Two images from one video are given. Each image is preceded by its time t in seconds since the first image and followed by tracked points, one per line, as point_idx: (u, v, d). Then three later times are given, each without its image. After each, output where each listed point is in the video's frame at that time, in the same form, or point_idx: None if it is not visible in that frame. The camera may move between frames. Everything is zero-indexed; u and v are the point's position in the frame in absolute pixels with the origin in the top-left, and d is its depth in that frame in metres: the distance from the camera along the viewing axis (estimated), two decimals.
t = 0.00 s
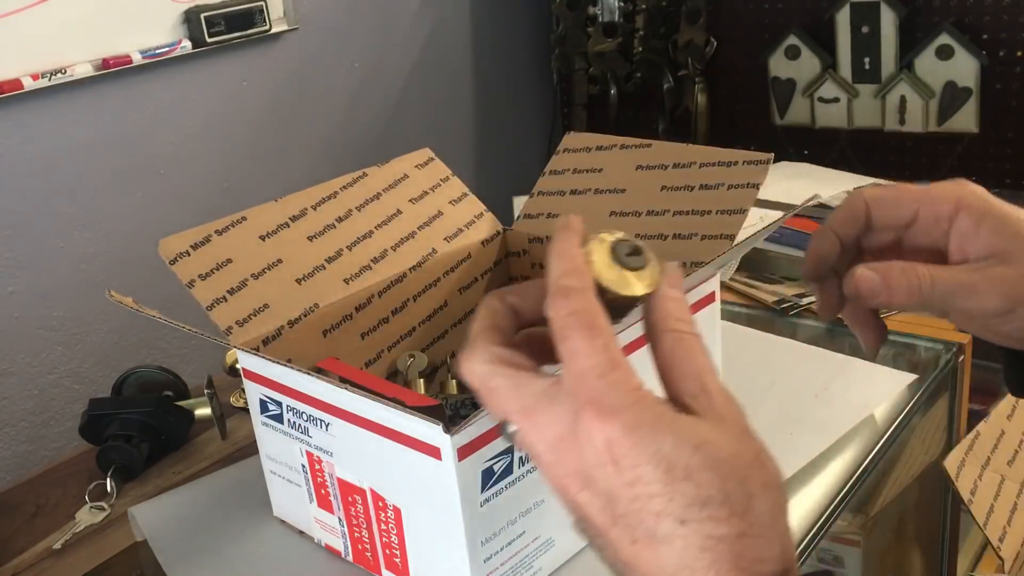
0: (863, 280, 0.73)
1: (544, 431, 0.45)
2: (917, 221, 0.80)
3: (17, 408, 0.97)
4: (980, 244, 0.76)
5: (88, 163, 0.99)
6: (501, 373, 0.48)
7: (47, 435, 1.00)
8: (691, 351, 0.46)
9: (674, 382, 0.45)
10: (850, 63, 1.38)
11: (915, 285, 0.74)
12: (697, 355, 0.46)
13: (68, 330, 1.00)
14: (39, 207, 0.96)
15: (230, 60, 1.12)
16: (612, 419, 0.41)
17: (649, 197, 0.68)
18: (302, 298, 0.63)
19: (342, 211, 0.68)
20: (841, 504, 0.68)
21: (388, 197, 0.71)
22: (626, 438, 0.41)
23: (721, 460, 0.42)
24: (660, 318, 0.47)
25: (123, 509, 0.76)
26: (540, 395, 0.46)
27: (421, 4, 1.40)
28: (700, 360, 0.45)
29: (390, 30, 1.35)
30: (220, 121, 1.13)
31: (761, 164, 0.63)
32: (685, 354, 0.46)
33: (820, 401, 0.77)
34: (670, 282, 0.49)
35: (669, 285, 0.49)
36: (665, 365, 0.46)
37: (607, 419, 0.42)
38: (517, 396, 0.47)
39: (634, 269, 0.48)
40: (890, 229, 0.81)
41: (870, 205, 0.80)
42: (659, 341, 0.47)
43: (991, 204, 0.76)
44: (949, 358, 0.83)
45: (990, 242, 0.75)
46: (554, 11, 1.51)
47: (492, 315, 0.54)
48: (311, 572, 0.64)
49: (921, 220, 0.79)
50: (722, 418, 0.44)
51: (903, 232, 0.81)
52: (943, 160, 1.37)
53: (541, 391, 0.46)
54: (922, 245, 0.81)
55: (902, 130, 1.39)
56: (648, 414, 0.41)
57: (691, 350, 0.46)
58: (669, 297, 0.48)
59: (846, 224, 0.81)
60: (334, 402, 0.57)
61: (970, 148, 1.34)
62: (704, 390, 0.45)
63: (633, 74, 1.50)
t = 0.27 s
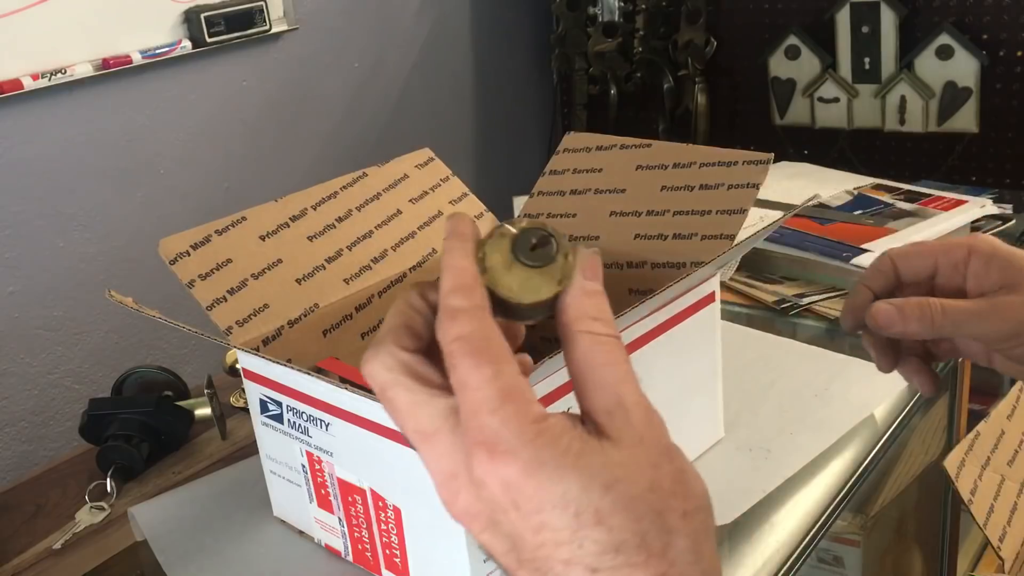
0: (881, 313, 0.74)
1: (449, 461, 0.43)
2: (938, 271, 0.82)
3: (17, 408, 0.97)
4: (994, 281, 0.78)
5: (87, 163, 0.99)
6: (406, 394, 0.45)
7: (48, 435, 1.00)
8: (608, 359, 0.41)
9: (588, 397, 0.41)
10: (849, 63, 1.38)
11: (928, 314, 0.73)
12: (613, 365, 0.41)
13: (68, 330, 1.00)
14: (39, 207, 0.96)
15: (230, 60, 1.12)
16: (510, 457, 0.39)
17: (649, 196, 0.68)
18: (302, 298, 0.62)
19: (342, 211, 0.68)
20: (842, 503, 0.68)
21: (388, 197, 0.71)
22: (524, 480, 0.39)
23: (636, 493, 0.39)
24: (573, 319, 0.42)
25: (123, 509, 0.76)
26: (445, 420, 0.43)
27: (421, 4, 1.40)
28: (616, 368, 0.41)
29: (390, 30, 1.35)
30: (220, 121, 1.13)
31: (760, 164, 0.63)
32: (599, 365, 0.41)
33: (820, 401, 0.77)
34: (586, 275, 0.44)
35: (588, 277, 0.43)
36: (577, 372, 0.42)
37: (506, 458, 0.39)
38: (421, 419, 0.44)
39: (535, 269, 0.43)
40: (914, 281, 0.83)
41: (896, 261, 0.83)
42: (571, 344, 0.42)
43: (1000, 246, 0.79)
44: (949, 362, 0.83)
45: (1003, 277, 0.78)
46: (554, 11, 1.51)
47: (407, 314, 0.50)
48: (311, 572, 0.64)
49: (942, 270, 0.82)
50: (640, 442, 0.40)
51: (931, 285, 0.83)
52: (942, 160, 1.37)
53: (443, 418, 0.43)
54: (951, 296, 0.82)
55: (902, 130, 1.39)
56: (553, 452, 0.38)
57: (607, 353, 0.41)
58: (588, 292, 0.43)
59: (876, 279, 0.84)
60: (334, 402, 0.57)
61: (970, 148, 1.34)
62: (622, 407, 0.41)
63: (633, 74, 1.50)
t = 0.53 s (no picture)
0: (905, 316, 0.80)
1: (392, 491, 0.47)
2: (967, 277, 0.87)
3: (17, 408, 0.96)
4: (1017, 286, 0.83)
5: (87, 163, 0.99)
6: (361, 412, 0.48)
7: (48, 435, 1.00)
8: (527, 401, 0.37)
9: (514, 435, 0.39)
10: (849, 63, 1.38)
11: (949, 317, 0.79)
12: (536, 406, 0.37)
13: (68, 330, 1.00)
14: (39, 207, 0.96)
15: (230, 60, 1.12)
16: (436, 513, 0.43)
17: (649, 196, 0.68)
18: (302, 298, 0.63)
19: (342, 211, 0.68)
20: (842, 503, 0.68)
21: (388, 197, 0.71)
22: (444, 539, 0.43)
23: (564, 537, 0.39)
24: (488, 341, 0.38)
25: (123, 509, 0.76)
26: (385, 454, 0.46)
27: (421, 4, 1.40)
28: (536, 419, 0.37)
29: (389, 30, 1.35)
30: (220, 122, 1.13)
31: (760, 164, 0.63)
32: (515, 413, 0.38)
33: (820, 401, 0.77)
34: (480, 292, 0.37)
35: (482, 298, 0.37)
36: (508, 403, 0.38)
37: (427, 519, 0.43)
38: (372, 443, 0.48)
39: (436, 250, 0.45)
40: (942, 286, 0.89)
41: (924, 267, 0.88)
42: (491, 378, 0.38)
43: None
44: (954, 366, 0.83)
45: None
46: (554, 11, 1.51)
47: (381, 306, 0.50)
48: (310, 571, 0.64)
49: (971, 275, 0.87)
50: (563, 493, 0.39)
51: (961, 289, 0.89)
52: (942, 160, 1.37)
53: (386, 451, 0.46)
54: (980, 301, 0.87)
55: (902, 131, 1.39)
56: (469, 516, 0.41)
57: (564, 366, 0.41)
58: (489, 311, 0.37)
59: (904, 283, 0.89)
60: (334, 401, 0.57)
61: (970, 148, 1.34)
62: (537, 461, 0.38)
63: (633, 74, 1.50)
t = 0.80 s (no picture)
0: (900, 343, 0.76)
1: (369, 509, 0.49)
2: (961, 302, 0.86)
3: (17, 408, 0.97)
4: (1011, 308, 0.83)
5: (87, 163, 0.99)
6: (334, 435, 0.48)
7: (48, 435, 1.00)
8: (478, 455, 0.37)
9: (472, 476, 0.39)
10: (850, 63, 1.38)
11: (945, 342, 0.76)
12: (490, 462, 0.37)
13: (68, 330, 1.00)
14: (39, 207, 0.96)
15: (230, 60, 1.12)
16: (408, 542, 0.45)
17: (649, 196, 0.68)
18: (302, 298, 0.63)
19: (343, 211, 0.68)
20: (842, 503, 0.68)
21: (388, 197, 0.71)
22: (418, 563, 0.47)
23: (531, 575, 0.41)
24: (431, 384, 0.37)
25: (123, 509, 0.76)
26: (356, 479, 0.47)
27: (421, 4, 1.39)
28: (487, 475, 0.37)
29: (389, 30, 1.35)
30: (220, 122, 1.13)
31: (760, 164, 0.63)
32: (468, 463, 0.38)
33: (820, 401, 0.77)
34: (415, 335, 0.35)
35: (416, 342, 0.36)
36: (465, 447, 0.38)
37: (402, 549, 0.46)
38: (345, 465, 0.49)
39: (379, 259, 0.39)
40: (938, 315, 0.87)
41: (920, 293, 0.87)
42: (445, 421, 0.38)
43: (1018, 275, 0.83)
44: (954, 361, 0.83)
45: (1022, 304, 0.82)
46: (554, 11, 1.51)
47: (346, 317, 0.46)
48: (310, 571, 0.64)
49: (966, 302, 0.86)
50: (524, 541, 0.39)
51: (957, 314, 0.87)
52: (942, 160, 1.37)
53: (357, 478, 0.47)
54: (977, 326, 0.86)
55: (902, 131, 1.39)
56: (440, 549, 0.44)
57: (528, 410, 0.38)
58: (426, 352, 0.36)
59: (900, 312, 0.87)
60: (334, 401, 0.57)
61: (969, 148, 1.34)
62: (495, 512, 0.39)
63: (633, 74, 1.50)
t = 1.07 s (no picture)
0: (886, 354, 0.75)
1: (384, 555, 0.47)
2: (946, 310, 0.83)
3: (17, 408, 0.96)
4: (996, 319, 0.80)
5: (87, 163, 0.99)
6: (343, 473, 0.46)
7: (48, 434, 1.00)
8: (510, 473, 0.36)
9: (504, 504, 0.38)
10: (850, 63, 1.38)
11: (932, 353, 0.75)
12: (528, 482, 0.36)
13: (68, 330, 1.00)
14: (39, 207, 0.96)
15: (230, 60, 1.12)
16: None
17: (649, 196, 0.68)
18: (302, 298, 0.63)
19: (343, 211, 0.68)
20: (842, 503, 0.68)
21: (388, 197, 0.71)
22: None
23: None
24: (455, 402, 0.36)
25: (123, 509, 0.76)
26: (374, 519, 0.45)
27: (421, 4, 1.39)
28: (521, 494, 0.37)
29: (389, 30, 1.35)
30: (220, 122, 1.13)
31: (760, 164, 0.64)
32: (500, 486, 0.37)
33: (820, 401, 0.77)
34: (437, 351, 0.35)
35: (443, 355, 0.35)
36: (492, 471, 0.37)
37: None
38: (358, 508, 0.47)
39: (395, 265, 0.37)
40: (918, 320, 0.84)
41: (903, 301, 0.84)
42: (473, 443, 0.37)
43: (1004, 282, 0.80)
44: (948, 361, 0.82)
45: (1010, 313, 0.78)
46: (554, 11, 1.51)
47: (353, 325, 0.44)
48: (310, 571, 0.64)
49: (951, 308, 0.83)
50: (564, 566, 0.38)
51: (941, 322, 0.84)
52: (942, 160, 1.37)
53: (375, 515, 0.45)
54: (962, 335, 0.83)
55: (902, 131, 1.39)
56: None
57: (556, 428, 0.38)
58: (452, 367, 0.35)
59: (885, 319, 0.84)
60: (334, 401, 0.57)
61: (969, 148, 1.34)
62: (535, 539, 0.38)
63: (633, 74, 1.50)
